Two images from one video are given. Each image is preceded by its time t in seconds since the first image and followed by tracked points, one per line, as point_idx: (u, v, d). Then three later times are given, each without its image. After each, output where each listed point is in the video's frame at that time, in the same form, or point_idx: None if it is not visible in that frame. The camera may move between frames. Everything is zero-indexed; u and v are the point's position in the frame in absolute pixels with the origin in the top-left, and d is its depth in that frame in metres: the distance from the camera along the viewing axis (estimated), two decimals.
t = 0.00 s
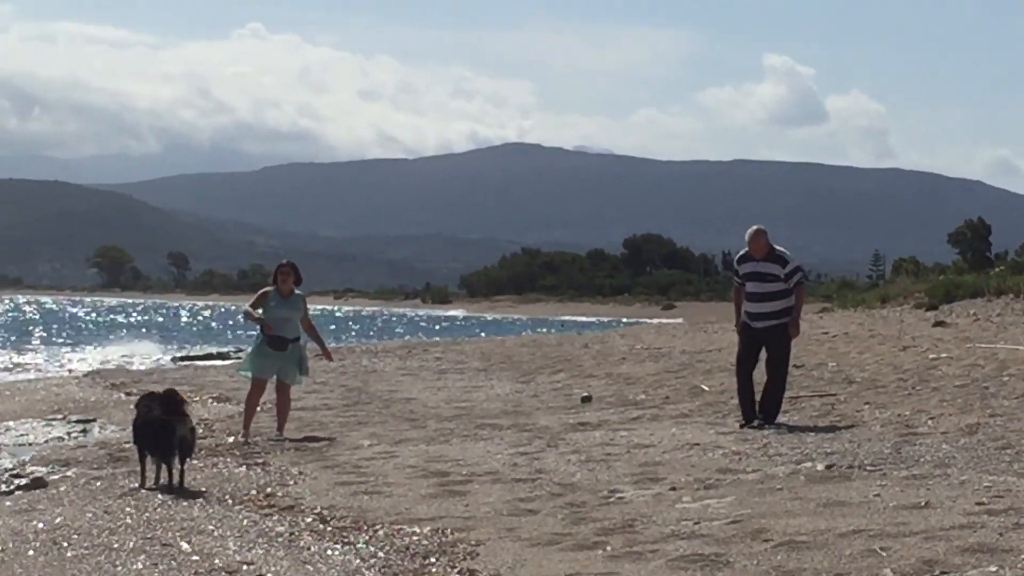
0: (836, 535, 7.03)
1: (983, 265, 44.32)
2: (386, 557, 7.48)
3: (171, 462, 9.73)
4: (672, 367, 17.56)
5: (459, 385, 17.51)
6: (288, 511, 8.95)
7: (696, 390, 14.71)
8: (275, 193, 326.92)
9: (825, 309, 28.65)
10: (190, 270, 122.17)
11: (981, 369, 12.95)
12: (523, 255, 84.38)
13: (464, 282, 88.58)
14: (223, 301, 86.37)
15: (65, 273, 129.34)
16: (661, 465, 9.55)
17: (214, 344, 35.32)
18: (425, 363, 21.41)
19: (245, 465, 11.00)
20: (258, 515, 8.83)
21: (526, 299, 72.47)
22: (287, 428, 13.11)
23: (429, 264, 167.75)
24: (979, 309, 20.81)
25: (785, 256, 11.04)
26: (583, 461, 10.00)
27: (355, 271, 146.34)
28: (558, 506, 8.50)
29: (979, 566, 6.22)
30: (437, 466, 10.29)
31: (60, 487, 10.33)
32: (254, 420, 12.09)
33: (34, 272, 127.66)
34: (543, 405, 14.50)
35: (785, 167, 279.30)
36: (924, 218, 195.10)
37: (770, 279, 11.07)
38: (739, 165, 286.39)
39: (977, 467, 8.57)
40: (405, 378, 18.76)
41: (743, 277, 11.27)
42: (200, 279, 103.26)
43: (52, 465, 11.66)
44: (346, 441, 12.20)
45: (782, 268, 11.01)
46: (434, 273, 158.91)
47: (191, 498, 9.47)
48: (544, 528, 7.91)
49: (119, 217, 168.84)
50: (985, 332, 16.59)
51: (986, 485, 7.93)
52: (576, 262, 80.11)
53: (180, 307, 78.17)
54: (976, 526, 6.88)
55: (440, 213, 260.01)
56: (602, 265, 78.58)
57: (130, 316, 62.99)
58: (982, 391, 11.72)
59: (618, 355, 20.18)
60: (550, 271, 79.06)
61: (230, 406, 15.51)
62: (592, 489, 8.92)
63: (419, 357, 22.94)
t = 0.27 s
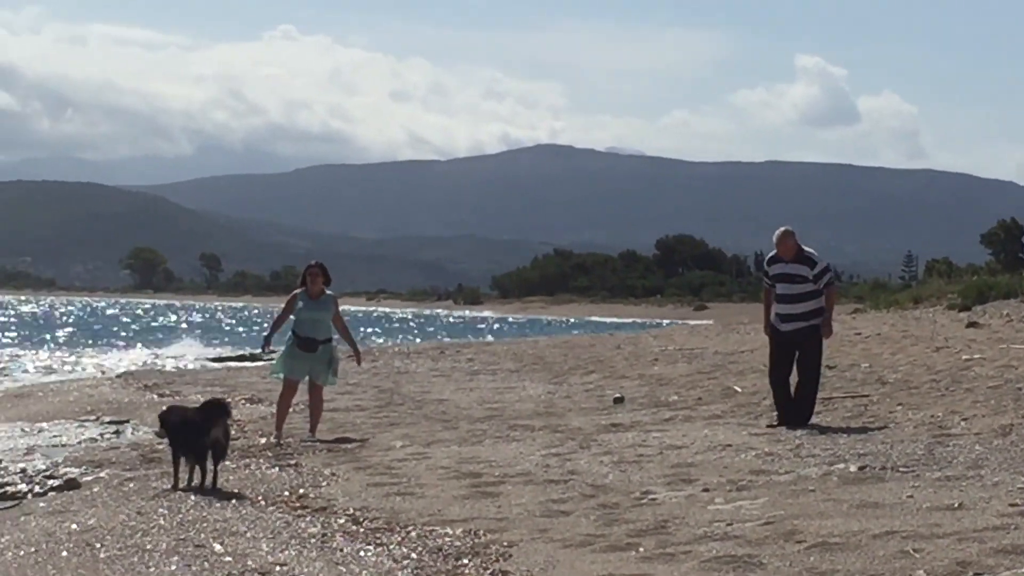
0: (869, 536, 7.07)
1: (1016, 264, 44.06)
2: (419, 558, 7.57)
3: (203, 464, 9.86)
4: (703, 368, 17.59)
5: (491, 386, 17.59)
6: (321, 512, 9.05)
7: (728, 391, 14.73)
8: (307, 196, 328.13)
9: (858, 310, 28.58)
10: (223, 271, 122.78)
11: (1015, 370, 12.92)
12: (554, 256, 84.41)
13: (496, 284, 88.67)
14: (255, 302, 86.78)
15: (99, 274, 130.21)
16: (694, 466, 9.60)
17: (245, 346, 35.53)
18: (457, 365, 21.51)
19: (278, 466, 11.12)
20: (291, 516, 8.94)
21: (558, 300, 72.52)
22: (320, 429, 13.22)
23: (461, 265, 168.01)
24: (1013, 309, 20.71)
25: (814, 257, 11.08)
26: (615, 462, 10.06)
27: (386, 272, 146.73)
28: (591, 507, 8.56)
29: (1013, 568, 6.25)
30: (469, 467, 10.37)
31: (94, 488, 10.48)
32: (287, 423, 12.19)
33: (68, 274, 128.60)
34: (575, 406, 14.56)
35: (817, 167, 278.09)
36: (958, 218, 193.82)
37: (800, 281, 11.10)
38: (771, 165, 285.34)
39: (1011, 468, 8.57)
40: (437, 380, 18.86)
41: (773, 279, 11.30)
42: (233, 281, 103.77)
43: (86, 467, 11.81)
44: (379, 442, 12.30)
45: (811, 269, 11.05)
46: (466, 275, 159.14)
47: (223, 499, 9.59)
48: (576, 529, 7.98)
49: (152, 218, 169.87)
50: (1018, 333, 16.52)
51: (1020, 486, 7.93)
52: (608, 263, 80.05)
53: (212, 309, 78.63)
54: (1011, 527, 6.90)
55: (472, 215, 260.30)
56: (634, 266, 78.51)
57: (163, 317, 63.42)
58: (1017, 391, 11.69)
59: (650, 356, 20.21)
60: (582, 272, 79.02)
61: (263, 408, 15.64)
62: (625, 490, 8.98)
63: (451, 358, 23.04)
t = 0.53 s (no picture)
0: (900, 544, 7.12)
1: None
2: (451, 565, 7.66)
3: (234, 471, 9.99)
4: (733, 375, 17.61)
5: (521, 393, 17.68)
6: (353, 519, 9.16)
7: (759, 398, 14.76)
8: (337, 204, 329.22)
9: (889, 316, 28.52)
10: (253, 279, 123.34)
11: None
12: (584, 263, 84.41)
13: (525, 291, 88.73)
14: (285, 309, 87.14)
15: (130, 281, 130.97)
16: (724, 474, 9.66)
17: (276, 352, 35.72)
18: (487, 372, 21.60)
19: (310, 473, 11.24)
20: (323, 523, 9.05)
21: (588, 307, 72.51)
22: (352, 436, 13.34)
23: (491, 272, 168.16)
24: None
25: (837, 265, 11.15)
26: (646, 470, 10.12)
27: (416, 279, 147.00)
28: (622, 514, 8.63)
29: None
30: (500, 474, 10.46)
31: (126, 496, 10.61)
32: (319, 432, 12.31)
33: (99, 281, 129.40)
34: (606, 413, 14.63)
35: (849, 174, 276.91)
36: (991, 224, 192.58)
37: (824, 288, 11.18)
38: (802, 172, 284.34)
39: None
40: (467, 386, 18.96)
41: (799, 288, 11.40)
42: (264, 288, 104.20)
43: (118, 474, 11.96)
44: (409, 449, 12.40)
45: (834, 276, 11.13)
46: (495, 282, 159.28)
47: (253, 506, 9.71)
48: (607, 537, 8.05)
49: (183, 226, 170.80)
50: None
51: None
52: (638, 270, 79.99)
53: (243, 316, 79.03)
54: None
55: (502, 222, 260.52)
56: (664, 273, 78.42)
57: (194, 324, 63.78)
58: None
59: (680, 363, 20.25)
60: (611, 279, 78.96)
61: (294, 415, 15.78)
62: (655, 497, 9.05)
63: (481, 365, 23.15)
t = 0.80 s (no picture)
0: (930, 555, 7.12)
1: None
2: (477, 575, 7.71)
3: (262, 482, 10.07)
4: (760, 385, 17.59)
5: (548, 403, 17.71)
6: (379, 529, 9.22)
7: (786, 409, 14.75)
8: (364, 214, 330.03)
9: (918, 327, 28.38)
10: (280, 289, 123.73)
11: None
12: (610, 273, 84.30)
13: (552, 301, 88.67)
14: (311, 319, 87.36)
15: (157, 290, 131.62)
16: (752, 484, 9.68)
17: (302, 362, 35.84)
18: (513, 382, 21.64)
19: (336, 483, 11.31)
20: (349, 533, 9.11)
21: (614, 317, 72.42)
22: (378, 446, 13.40)
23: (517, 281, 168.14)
24: None
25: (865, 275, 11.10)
26: (673, 480, 10.14)
27: (443, 289, 147.11)
28: (649, 525, 8.66)
29: None
30: (527, 484, 10.51)
31: (152, 505, 10.70)
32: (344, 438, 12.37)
33: (127, 290, 130.05)
34: (633, 423, 14.65)
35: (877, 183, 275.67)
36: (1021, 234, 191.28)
37: (853, 298, 11.14)
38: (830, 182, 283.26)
39: None
40: (494, 396, 19.01)
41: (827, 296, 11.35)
42: (290, 297, 104.48)
43: (143, 483, 12.06)
44: (436, 459, 12.45)
45: (863, 286, 11.08)
46: (521, 292, 159.28)
47: (279, 516, 9.79)
48: (634, 547, 8.08)
49: (211, 236, 171.58)
50: None
51: None
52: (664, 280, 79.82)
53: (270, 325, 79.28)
54: None
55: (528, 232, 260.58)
56: (691, 283, 78.22)
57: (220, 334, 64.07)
58: None
59: (707, 374, 20.23)
60: (638, 288, 78.87)
61: (320, 424, 15.86)
62: (683, 507, 9.07)
63: (507, 375, 23.18)
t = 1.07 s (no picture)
0: (949, 560, 7.36)
1: None
2: None
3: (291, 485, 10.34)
4: (781, 391, 17.82)
5: (572, 409, 17.96)
6: (406, 532, 9.50)
7: (808, 414, 14.97)
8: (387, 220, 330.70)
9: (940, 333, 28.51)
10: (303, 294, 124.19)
11: None
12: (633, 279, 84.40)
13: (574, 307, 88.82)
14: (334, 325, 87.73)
15: (180, 296, 132.19)
16: (774, 489, 9.92)
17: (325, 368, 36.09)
18: (536, 388, 21.89)
19: (363, 487, 11.59)
20: (376, 536, 9.39)
21: (636, 323, 72.53)
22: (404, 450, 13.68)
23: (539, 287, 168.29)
24: None
25: (888, 283, 11.38)
26: (696, 485, 10.39)
27: (465, 294, 147.40)
28: (674, 529, 8.91)
29: None
30: (553, 488, 10.77)
31: (181, 509, 11.00)
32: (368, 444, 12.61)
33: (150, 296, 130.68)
34: (657, 429, 14.89)
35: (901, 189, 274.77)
36: None
37: (876, 306, 11.39)
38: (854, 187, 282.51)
39: None
40: (518, 402, 19.27)
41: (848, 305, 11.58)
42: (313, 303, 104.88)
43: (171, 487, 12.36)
44: (462, 464, 12.72)
45: (887, 294, 11.34)
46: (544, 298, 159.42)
47: (308, 519, 10.07)
48: (659, 551, 8.33)
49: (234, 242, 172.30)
50: None
51: None
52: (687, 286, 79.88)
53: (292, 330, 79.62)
54: None
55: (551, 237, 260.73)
56: (713, 289, 78.26)
57: (243, 339, 64.41)
58: None
59: (728, 380, 20.46)
60: (660, 294, 78.96)
61: (345, 429, 16.16)
62: (707, 512, 9.32)
63: (530, 381, 23.43)
